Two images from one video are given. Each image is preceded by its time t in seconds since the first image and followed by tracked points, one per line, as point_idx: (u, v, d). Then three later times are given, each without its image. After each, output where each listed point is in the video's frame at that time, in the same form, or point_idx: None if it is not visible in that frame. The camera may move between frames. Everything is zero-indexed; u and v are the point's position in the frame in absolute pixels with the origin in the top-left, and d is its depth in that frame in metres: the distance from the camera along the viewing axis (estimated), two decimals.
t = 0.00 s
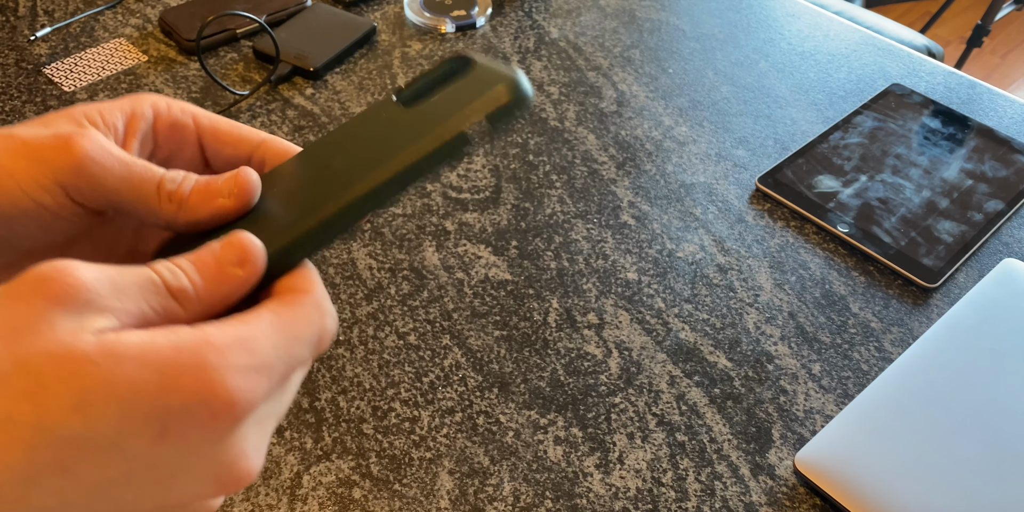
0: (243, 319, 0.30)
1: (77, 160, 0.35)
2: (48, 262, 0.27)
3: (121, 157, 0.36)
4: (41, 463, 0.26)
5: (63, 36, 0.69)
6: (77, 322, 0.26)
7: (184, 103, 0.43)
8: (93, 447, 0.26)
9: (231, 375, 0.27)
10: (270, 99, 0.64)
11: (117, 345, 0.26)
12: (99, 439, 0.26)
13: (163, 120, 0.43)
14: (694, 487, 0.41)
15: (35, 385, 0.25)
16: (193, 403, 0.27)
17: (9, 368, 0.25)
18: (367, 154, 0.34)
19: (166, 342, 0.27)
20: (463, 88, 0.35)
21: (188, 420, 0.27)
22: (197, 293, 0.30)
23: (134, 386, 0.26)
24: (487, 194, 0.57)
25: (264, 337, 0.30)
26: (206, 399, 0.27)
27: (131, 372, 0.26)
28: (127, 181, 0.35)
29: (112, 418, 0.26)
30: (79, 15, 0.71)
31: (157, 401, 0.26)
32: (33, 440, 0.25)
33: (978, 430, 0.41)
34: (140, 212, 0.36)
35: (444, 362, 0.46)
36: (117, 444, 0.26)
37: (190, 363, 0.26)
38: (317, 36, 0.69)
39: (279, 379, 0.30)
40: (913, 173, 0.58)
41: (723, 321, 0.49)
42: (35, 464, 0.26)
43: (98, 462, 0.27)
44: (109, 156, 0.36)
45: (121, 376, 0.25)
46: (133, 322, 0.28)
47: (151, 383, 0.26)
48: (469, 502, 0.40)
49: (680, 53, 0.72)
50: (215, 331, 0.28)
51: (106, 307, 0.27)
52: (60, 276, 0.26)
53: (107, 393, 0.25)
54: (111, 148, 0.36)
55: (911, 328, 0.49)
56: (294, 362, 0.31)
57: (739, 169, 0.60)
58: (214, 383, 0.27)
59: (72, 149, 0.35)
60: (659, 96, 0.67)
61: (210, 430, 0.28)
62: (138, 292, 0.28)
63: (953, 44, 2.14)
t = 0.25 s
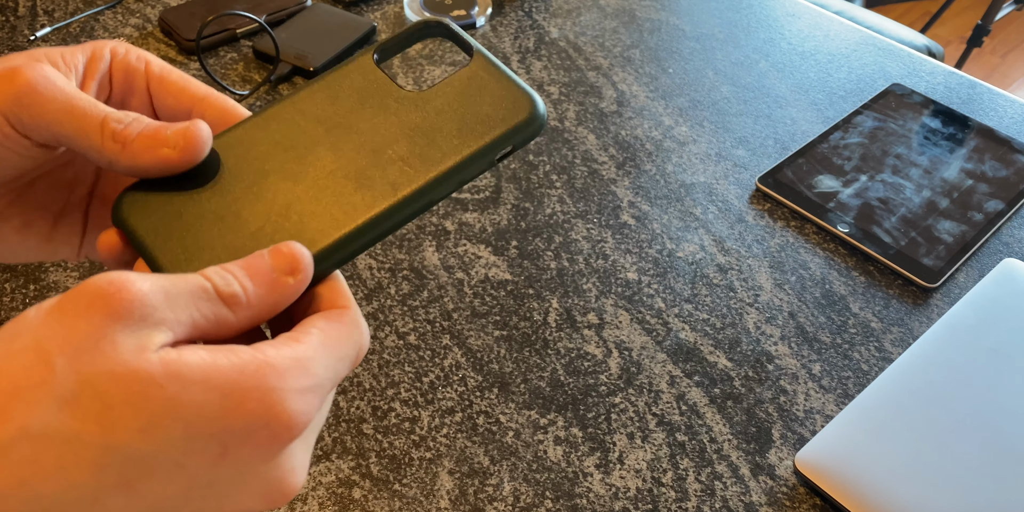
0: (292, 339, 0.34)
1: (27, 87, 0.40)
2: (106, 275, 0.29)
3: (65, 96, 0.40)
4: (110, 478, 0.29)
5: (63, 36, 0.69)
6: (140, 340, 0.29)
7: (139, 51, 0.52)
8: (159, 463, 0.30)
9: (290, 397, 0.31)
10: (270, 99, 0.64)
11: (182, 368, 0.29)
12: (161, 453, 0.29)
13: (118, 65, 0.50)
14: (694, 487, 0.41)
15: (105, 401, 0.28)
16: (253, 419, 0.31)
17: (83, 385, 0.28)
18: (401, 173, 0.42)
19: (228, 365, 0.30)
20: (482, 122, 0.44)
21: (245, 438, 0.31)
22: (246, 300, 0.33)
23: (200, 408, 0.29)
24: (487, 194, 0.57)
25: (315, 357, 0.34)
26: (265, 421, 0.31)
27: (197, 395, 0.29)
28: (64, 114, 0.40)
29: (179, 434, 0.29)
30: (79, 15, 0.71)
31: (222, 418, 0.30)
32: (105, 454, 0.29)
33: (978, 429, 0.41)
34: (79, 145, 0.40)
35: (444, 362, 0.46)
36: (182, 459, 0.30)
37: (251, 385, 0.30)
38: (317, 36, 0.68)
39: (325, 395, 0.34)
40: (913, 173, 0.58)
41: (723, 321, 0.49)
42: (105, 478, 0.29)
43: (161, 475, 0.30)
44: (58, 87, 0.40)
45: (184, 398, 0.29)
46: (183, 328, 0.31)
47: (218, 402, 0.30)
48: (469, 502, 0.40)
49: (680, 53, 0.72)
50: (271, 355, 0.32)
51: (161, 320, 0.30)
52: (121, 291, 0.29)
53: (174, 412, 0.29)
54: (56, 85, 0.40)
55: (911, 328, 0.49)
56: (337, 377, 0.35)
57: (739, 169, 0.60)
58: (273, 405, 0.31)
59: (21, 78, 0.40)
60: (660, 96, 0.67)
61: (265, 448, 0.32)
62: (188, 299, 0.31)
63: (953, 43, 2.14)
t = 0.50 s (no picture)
0: (290, 352, 0.35)
1: (19, 57, 0.42)
2: (115, 281, 0.30)
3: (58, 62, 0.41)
4: (114, 484, 0.28)
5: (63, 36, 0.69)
6: (148, 344, 0.30)
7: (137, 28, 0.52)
8: (165, 467, 0.29)
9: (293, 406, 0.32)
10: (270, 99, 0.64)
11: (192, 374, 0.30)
12: (168, 458, 0.29)
13: (118, 40, 0.51)
14: (694, 487, 0.41)
15: (115, 402, 0.28)
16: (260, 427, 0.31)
17: (92, 386, 0.28)
18: (410, 198, 0.41)
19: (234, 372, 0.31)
20: (494, 159, 0.43)
21: (252, 447, 0.31)
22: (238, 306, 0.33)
23: (210, 412, 0.30)
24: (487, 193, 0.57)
25: (311, 372, 0.35)
26: (273, 431, 0.32)
27: (207, 399, 0.30)
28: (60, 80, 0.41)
29: (187, 439, 0.29)
30: (79, 15, 0.71)
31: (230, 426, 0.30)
32: (112, 455, 0.28)
33: (978, 429, 0.41)
34: (75, 117, 0.42)
35: (444, 362, 0.46)
36: (188, 466, 0.30)
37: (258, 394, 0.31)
38: (317, 36, 0.68)
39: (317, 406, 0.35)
40: (913, 173, 0.58)
41: (723, 321, 0.49)
42: (109, 481, 0.28)
43: (163, 483, 0.30)
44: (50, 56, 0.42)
45: (196, 401, 0.29)
46: (184, 330, 0.31)
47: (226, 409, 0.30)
48: (468, 502, 0.40)
49: (680, 53, 0.72)
50: (275, 369, 0.33)
51: (165, 322, 0.30)
52: (126, 295, 0.29)
53: (184, 414, 0.29)
54: (51, 54, 0.42)
55: (912, 328, 0.49)
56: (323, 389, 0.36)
57: (739, 169, 0.60)
58: (281, 414, 0.32)
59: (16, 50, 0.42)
60: (660, 96, 0.67)
61: (267, 458, 0.32)
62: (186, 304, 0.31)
63: (953, 44, 2.14)
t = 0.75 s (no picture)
0: (288, 349, 0.34)
1: (53, 81, 0.41)
2: (112, 281, 0.30)
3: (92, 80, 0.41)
4: (109, 477, 0.27)
5: (63, 36, 0.69)
6: (143, 341, 0.29)
7: (146, 51, 0.52)
8: (162, 461, 0.29)
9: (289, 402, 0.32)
10: (270, 99, 0.64)
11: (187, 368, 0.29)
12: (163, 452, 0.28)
13: (128, 63, 0.50)
14: (694, 487, 0.41)
15: (112, 396, 0.28)
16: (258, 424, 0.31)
17: (89, 379, 0.28)
18: (446, 187, 0.43)
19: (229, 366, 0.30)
20: (528, 145, 0.45)
21: (249, 441, 0.31)
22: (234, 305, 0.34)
23: (207, 405, 0.29)
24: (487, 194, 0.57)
25: (308, 367, 0.34)
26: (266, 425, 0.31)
27: (202, 391, 0.29)
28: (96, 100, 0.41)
29: (182, 434, 0.29)
30: (80, 15, 0.71)
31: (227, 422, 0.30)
32: (110, 448, 0.27)
33: (977, 429, 0.41)
34: (129, 140, 0.42)
35: (444, 362, 0.46)
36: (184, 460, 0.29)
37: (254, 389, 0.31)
38: (317, 36, 0.68)
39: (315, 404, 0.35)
40: (913, 173, 0.58)
41: (723, 321, 0.49)
42: (106, 474, 0.27)
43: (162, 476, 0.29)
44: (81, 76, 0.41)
45: (192, 393, 0.29)
46: (181, 333, 0.31)
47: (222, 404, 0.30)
48: (468, 502, 0.40)
49: (680, 53, 0.72)
50: (270, 363, 0.32)
51: (159, 324, 0.31)
52: (121, 293, 0.29)
53: (178, 407, 0.29)
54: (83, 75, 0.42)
55: (911, 328, 0.49)
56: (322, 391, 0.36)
57: (739, 169, 0.60)
58: (277, 409, 0.31)
59: (47, 72, 0.41)
60: (660, 96, 0.67)
61: (263, 454, 0.32)
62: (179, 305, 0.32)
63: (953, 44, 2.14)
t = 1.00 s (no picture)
0: (356, 362, 0.34)
1: None
2: (194, 283, 0.29)
3: None
4: (188, 484, 0.27)
5: (64, 36, 0.69)
6: (224, 348, 0.29)
7: None
8: (240, 470, 0.28)
9: (359, 419, 0.32)
10: (270, 99, 0.64)
11: (264, 380, 0.29)
12: (240, 461, 0.28)
13: None
14: (694, 487, 0.41)
15: (195, 402, 0.27)
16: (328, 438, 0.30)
17: (173, 384, 0.27)
18: (506, 207, 0.43)
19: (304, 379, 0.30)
20: (592, 169, 0.46)
21: (319, 454, 0.30)
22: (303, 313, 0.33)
23: (286, 416, 0.29)
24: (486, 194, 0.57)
25: (374, 380, 0.34)
26: (338, 439, 0.31)
27: (278, 405, 0.29)
28: None
29: (257, 445, 0.28)
30: (80, 15, 0.71)
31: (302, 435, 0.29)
32: (192, 455, 0.26)
33: (978, 429, 0.41)
34: (45, 179, 0.40)
35: (444, 362, 0.46)
36: (258, 469, 0.29)
37: (328, 404, 0.30)
38: (317, 36, 0.68)
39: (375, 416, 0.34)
40: (913, 173, 0.58)
41: (723, 321, 0.49)
42: (187, 481, 0.26)
43: (237, 482, 0.28)
44: None
45: (270, 406, 0.28)
46: (253, 339, 0.31)
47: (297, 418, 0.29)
48: (469, 502, 0.40)
49: (680, 53, 0.72)
50: (343, 376, 0.32)
51: (238, 329, 0.30)
52: (202, 297, 0.29)
53: (258, 419, 0.28)
54: None
55: (912, 328, 0.49)
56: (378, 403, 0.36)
57: (739, 169, 0.60)
58: (349, 425, 0.31)
59: None
60: (660, 96, 0.67)
61: (331, 466, 0.31)
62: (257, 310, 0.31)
63: (953, 44, 2.14)
